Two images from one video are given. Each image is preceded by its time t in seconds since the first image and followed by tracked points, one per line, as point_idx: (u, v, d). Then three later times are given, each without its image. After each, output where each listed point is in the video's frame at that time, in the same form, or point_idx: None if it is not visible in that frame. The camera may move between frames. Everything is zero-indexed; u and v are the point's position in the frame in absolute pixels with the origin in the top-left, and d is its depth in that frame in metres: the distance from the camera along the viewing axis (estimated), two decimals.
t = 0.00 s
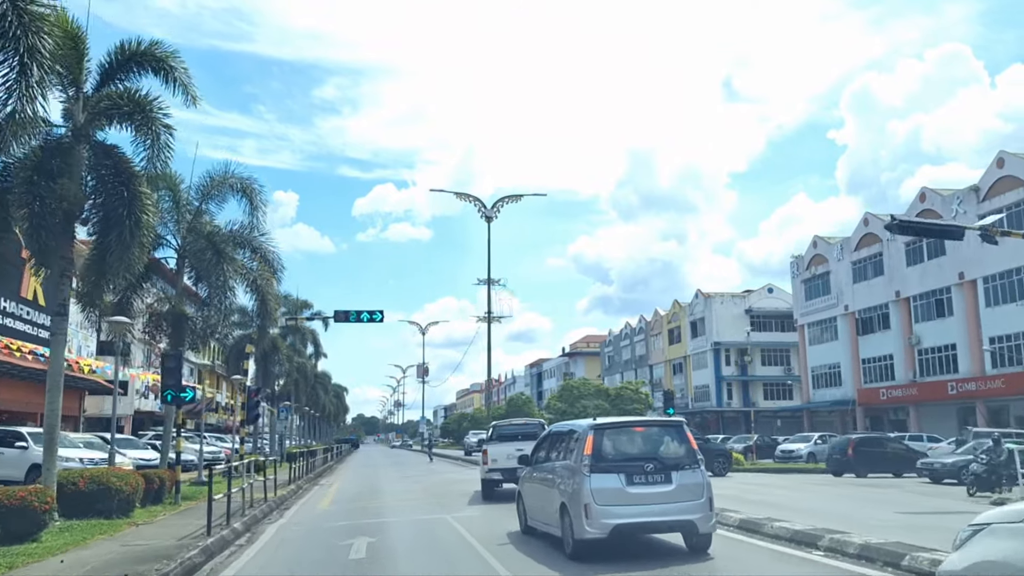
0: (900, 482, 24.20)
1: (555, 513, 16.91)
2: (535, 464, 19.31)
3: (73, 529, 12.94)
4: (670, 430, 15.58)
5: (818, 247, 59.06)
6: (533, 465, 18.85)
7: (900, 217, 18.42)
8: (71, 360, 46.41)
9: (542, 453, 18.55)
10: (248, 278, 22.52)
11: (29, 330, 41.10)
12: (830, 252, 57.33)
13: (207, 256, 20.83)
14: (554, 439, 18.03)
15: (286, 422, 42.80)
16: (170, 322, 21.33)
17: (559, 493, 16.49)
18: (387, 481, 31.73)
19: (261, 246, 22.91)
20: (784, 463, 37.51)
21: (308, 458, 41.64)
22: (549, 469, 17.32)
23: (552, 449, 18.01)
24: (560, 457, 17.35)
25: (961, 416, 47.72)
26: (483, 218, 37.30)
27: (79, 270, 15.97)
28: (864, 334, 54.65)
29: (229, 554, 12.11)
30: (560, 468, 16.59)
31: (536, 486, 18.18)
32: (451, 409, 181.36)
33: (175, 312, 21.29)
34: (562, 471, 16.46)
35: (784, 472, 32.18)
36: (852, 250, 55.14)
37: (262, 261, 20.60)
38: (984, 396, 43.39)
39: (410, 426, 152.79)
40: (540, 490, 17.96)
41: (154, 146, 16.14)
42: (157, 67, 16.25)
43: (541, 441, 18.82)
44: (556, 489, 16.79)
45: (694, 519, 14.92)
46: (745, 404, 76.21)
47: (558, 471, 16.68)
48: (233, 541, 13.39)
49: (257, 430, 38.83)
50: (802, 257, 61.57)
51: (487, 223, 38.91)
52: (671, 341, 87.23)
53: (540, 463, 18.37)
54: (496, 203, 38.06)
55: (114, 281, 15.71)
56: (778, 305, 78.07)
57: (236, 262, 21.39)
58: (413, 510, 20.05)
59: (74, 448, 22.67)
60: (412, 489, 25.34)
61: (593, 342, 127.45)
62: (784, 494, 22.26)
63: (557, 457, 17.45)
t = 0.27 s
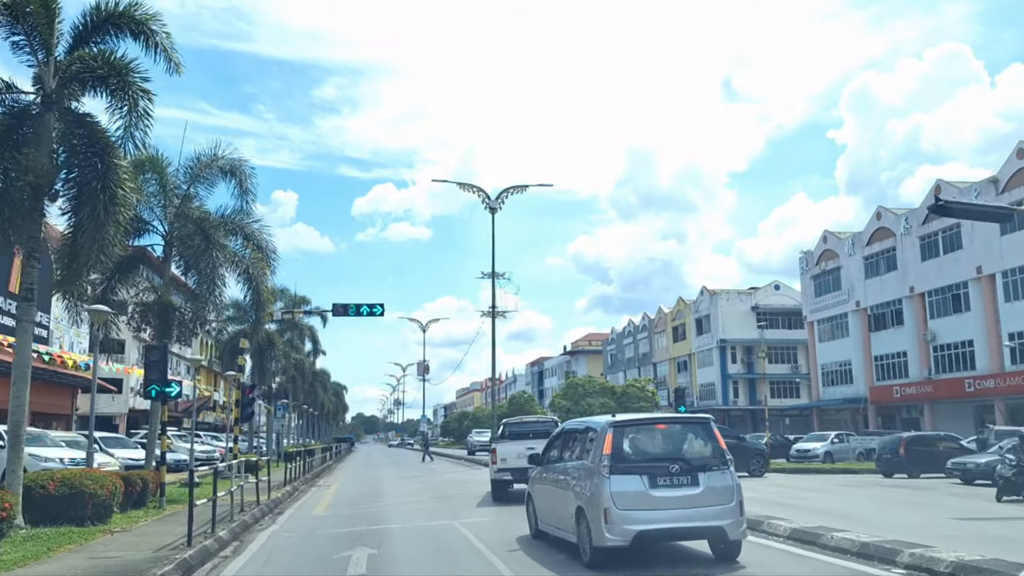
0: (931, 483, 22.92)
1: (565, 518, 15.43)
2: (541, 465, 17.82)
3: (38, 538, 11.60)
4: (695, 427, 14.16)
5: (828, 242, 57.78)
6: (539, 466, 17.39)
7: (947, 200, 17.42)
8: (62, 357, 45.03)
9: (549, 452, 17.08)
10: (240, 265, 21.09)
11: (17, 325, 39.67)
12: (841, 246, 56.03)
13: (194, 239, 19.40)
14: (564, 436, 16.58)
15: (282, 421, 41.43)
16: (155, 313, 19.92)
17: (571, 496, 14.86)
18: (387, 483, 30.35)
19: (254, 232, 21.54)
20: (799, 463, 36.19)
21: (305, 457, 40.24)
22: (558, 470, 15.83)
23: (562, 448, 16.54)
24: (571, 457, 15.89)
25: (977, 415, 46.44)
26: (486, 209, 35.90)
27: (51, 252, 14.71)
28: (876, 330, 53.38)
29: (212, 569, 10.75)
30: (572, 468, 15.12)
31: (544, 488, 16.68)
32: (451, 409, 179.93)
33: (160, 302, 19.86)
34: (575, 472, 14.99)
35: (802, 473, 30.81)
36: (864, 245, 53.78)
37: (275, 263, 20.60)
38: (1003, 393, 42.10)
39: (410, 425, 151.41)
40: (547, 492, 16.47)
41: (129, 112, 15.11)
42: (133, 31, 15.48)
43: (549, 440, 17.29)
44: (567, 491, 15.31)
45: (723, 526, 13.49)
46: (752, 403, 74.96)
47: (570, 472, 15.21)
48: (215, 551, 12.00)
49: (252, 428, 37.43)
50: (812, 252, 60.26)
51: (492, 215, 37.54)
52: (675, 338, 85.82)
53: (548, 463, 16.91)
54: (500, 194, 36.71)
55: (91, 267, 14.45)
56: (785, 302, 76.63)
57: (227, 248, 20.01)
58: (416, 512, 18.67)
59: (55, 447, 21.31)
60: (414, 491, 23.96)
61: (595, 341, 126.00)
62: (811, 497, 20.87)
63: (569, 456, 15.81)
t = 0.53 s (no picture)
0: (968, 487, 21.54)
1: (581, 528, 13.57)
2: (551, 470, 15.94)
3: None
4: (730, 426, 12.32)
5: (839, 237, 56.44)
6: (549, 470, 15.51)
7: (998, 177, 15.99)
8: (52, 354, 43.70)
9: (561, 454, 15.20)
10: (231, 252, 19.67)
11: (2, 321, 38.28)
12: (853, 242, 54.68)
13: (180, 221, 17.96)
14: (578, 437, 14.69)
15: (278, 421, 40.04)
16: (139, 303, 18.49)
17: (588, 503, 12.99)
18: (388, 485, 28.97)
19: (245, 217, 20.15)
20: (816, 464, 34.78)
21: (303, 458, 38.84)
22: (573, 475, 13.95)
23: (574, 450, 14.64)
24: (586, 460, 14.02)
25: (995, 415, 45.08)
26: (491, 200, 34.53)
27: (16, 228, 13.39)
28: (889, 328, 52.04)
29: None
30: (589, 473, 13.26)
31: (557, 494, 14.84)
32: (451, 408, 178.64)
33: (145, 290, 18.42)
34: (592, 477, 13.12)
35: (824, 474, 29.43)
36: (878, 240, 52.41)
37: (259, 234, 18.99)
38: None
39: (410, 425, 150.18)
40: (559, 499, 14.61)
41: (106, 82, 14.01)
42: None
43: (560, 443, 15.41)
44: (583, 499, 13.44)
45: (763, 537, 11.71)
46: (758, 402, 73.72)
47: (586, 477, 13.35)
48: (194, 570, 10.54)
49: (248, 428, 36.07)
50: (822, 248, 58.87)
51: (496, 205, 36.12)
52: (680, 337, 84.49)
53: (560, 467, 15.02)
54: (505, 184, 35.31)
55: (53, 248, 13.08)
56: (793, 299, 75.24)
57: (217, 233, 18.59)
58: (419, 518, 17.13)
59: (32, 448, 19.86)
60: (416, 494, 22.54)
61: (597, 339, 124.63)
62: (842, 502, 19.42)
63: (583, 459, 13.94)
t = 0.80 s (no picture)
0: (1012, 491, 20.10)
1: (608, 541, 11.85)
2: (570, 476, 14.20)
3: None
4: (777, 425, 10.56)
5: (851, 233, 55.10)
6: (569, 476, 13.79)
7: None
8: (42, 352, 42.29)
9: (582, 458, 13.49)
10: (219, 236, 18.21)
11: None
12: (866, 238, 53.29)
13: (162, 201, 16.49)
14: (601, 438, 12.99)
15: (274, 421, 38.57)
16: (120, 290, 17.04)
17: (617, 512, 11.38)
18: (389, 489, 27.52)
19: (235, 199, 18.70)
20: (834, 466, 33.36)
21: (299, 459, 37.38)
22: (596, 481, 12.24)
23: (597, 453, 12.94)
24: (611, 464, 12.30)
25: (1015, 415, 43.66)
26: (496, 190, 33.14)
27: None
28: (904, 326, 50.65)
29: None
30: (615, 478, 11.57)
31: (578, 502, 13.14)
32: (451, 408, 177.16)
33: (126, 277, 16.97)
34: (620, 483, 11.40)
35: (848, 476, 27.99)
36: (892, 235, 51.00)
37: (257, 214, 17.98)
38: None
39: (409, 425, 148.79)
40: (582, 508, 12.91)
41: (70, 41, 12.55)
42: None
43: (580, 445, 13.72)
44: (609, 508, 11.72)
45: (820, 553, 9.95)
46: (766, 402, 72.32)
47: (613, 483, 11.64)
48: None
49: (243, 428, 34.60)
50: (833, 244, 57.45)
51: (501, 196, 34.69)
52: (685, 336, 83.09)
53: (580, 472, 13.31)
54: (511, 174, 33.89)
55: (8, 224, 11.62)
56: (800, 298, 73.82)
57: (204, 215, 17.08)
58: (424, 527, 15.58)
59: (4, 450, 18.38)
60: (419, 499, 21.05)
61: (599, 338, 123.19)
62: (879, 508, 17.96)
63: (608, 461, 12.32)
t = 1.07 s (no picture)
0: None
1: (640, 555, 10.32)
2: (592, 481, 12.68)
3: None
4: (845, 424, 9.02)
5: (865, 229, 53.66)
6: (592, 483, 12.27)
7: None
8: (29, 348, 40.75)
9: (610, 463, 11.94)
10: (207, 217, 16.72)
11: None
12: (881, 233, 51.84)
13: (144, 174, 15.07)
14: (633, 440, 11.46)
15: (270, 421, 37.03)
16: (96, 277, 15.52)
17: (656, 523, 9.87)
18: (391, 492, 26.04)
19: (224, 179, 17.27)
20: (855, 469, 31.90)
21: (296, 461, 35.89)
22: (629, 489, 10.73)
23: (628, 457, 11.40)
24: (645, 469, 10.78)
25: None
26: (503, 179, 31.65)
27: None
28: (920, 323, 49.21)
29: None
30: (654, 484, 10.05)
31: (604, 511, 11.65)
32: (450, 408, 175.52)
33: (104, 261, 15.44)
34: (658, 491, 9.90)
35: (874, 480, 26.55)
36: (908, 230, 49.52)
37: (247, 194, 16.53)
38: None
39: (408, 426, 147.12)
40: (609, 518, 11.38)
41: None
42: None
43: (605, 448, 12.20)
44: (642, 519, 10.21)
45: None
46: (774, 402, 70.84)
47: (650, 491, 10.14)
48: None
49: (237, 427, 33.08)
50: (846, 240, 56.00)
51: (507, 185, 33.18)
52: (691, 335, 81.53)
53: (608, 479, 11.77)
54: (518, 162, 32.38)
55: None
56: (809, 296, 72.33)
57: (187, 193, 15.61)
58: (429, 537, 13.96)
59: None
60: (421, 503, 19.55)
61: (601, 338, 121.58)
62: (927, 517, 16.45)
63: (644, 465, 10.79)
